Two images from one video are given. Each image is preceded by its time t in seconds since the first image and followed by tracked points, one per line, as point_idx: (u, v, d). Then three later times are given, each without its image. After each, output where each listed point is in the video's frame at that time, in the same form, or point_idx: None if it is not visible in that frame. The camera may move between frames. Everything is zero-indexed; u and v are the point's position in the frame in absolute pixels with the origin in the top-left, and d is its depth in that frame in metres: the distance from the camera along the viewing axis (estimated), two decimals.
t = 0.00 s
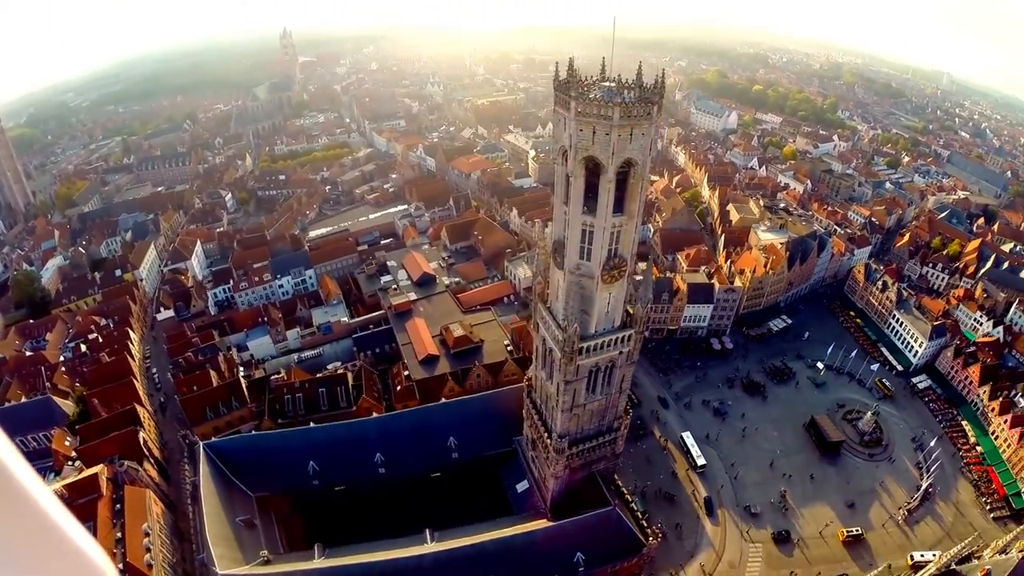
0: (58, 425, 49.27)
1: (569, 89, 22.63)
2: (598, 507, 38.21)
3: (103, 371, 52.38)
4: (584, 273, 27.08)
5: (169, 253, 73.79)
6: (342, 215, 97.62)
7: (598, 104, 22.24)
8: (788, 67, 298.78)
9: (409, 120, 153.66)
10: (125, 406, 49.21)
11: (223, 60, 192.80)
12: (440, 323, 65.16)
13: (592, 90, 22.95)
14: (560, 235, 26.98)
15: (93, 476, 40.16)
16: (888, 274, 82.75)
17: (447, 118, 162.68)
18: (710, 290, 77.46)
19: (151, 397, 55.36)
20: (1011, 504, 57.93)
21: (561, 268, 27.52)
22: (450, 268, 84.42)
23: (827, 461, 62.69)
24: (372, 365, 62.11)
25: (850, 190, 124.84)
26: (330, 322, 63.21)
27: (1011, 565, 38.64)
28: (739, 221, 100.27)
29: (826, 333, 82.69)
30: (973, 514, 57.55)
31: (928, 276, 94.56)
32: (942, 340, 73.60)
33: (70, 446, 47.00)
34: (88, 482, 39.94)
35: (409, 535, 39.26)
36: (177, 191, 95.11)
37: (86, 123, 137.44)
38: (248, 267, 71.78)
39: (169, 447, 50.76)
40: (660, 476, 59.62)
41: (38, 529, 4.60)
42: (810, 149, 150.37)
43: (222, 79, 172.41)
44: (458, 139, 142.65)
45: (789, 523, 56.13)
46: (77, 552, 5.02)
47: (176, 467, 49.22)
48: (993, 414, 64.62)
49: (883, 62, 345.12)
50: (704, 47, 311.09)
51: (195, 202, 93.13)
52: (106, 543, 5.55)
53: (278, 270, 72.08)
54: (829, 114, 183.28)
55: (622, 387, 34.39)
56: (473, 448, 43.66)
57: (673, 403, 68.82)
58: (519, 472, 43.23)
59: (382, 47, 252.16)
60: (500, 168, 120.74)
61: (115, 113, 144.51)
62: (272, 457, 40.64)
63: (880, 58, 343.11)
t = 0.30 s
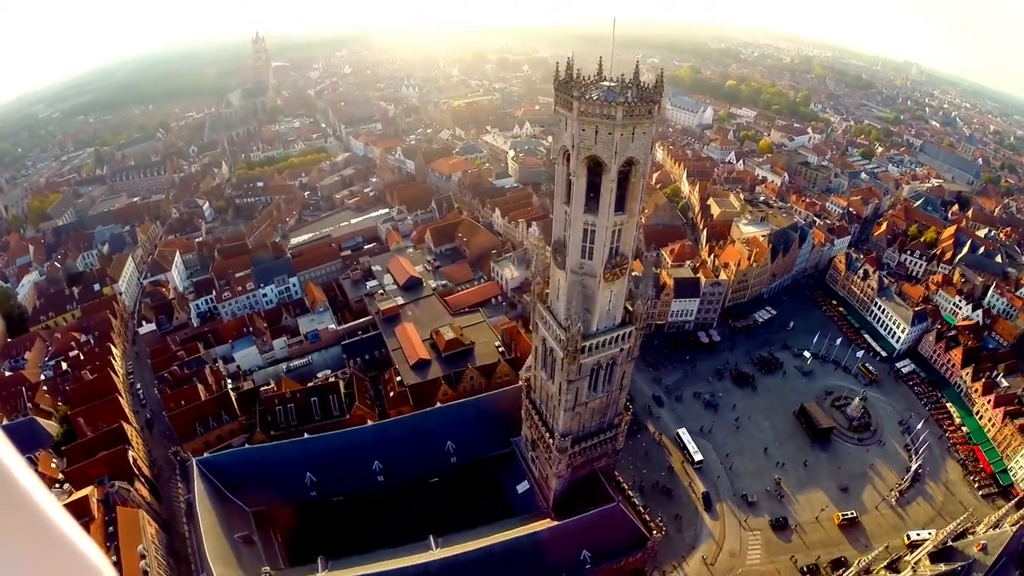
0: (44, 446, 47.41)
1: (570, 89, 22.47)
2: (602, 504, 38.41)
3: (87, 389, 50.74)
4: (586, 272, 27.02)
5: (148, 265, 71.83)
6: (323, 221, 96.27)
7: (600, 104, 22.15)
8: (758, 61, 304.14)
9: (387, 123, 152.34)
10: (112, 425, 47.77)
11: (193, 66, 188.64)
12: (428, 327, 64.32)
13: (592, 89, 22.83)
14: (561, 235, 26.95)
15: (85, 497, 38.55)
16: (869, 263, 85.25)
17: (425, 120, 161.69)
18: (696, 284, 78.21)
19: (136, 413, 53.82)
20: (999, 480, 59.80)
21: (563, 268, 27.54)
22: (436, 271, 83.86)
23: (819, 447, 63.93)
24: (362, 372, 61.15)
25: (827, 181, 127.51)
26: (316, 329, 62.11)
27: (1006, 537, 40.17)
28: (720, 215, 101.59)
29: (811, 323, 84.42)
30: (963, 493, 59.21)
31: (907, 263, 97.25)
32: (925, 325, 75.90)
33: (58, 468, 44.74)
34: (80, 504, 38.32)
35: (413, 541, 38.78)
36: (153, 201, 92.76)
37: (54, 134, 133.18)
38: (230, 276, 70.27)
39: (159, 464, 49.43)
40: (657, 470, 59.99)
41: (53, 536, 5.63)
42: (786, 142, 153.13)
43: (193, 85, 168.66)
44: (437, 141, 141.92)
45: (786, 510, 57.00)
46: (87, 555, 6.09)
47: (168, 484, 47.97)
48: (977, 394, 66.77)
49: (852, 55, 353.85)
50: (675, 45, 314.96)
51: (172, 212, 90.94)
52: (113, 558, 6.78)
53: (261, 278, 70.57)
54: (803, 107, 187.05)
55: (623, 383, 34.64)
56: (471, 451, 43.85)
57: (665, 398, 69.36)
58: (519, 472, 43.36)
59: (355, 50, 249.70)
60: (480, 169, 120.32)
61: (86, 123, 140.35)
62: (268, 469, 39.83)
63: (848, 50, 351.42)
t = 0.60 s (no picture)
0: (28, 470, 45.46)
1: (573, 88, 22.60)
2: (605, 500, 38.90)
3: (70, 409, 49.13)
4: (589, 271, 27.24)
5: (127, 278, 69.93)
6: (304, 228, 94.84)
7: (603, 104, 22.35)
8: (729, 57, 309.08)
9: (363, 127, 150.76)
10: (99, 445, 46.34)
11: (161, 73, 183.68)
12: (418, 331, 63.82)
13: (593, 89, 22.98)
14: (562, 235, 27.10)
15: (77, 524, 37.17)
16: (849, 252, 88.54)
17: (402, 123, 160.63)
18: (682, 278, 79.17)
19: (123, 431, 52.33)
20: (985, 458, 63.14)
21: (565, 267, 27.68)
22: (422, 274, 83.16)
23: (810, 434, 65.86)
24: (352, 378, 60.21)
25: (804, 173, 130.46)
26: (305, 338, 61.15)
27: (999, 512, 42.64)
28: (701, 210, 103.01)
29: (795, 314, 86.50)
30: (952, 472, 62.12)
31: (885, 251, 100.62)
32: (906, 311, 79.76)
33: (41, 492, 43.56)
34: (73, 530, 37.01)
35: (417, 548, 38.45)
36: (129, 212, 90.19)
37: (23, 147, 128.50)
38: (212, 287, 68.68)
39: (148, 481, 48.09)
40: (655, 464, 60.42)
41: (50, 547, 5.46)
42: (761, 136, 155.83)
43: (162, 92, 164.25)
44: (415, 144, 141.14)
45: (782, 497, 58.34)
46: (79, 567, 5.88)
47: (159, 502, 46.73)
48: (960, 376, 70.37)
49: (821, 47, 362.72)
50: (647, 42, 318.11)
51: (149, 222, 88.64)
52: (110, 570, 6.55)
53: (245, 287, 69.25)
54: (776, 100, 190.82)
55: (623, 379, 35.31)
56: (469, 454, 43.56)
57: (657, 392, 69.97)
58: (519, 473, 43.43)
59: (327, 54, 246.58)
60: (460, 171, 120.06)
61: (54, 134, 135.54)
62: (264, 484, 38.97)
63: (817, 44, 360.08)
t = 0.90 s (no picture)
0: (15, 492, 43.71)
1: (578, 89, 22.51)
2: (610, 497, 39.16)
3: (58, 427, 47.61)
4: (594, 269, 27.28)
5: (110, 290, 68.07)
6: (289, 234, 93.42)
7: (608, 104, 22.36)
8: (705, 53, 312.83)
9: (343, 131, 149.13)
10: (90, 463, 44.96)
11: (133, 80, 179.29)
12: (412, 335, 63.36)
13: (598, 89, 22.95)
14: (567, 235, 27.06)
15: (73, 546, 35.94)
16: (833, 244, 90.19)
17: (383, 125, 159.27)
18: (671, 274, 79.71)
19: (112, 447, 50.86)
20: (974, 440, 64.64)
21: (570, 267, 27.63)
22: (411, 277, 82.52)
23: (803, 423, 66.79)
24: (347, 385, 59.34)
25: (784, 167, 132.40)
26: (296, 345, 59.97)
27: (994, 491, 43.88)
28: (686, 206, 103.84)
29: (783, 306, 87.64)
30: (942, 455, 63.48)
31: (867, 241, 103.58)
32: (891, 299, 81.48)
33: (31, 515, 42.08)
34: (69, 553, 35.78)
35: (424, 554, 38.02)
36: (108, 223, 87.90)
37: None
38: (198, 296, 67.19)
39: (142, 499, 46.80)
40: (654, 459, 60.63)
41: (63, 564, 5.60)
42: (741, 131, 157.71)
43: (135, 100, 160.41)
44: (397, 146, 140.08)
45: (779, 486, 59.08)
46: (74, 574, 5.72)
47: (154, 520, 45.52)
48: (946, 361, 72.04)
49: (793, 42, 369.05)
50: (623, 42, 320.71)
51: (129, 233, 86.43)
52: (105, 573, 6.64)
53: (232, 296, 67.90)
54: (753, 95, 193.53)
55: (625, 376, 35.65)
56: (471, 457, 43.31)
57: (652, 388, 70.36)
58: (521, 474, 43.33)
59: (302, 58, 243.40)
60: (444, 172, 119.52)
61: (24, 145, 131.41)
62: (265, 496, 38.24)
63: (790, 39, 366.28)
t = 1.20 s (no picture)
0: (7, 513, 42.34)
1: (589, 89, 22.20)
2: (618, 494, 39.03)
3: (49, 444, 46.27)
4: (602, 269, 27.08)
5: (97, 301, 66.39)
6: (277, 239, 92.11)
7: (619, 104, 22.09)
8: (686, 51, 315.61)
9: (327, 134, 147.54)
10: (85, 480, 43.75)
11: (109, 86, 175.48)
12: (407, 339, 62.75)
13: (608, 89, 22.68)
14: (574, 235, 26.79)
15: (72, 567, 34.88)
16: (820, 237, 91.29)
17: (367, 128, 157.85)
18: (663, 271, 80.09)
19: (106, 463, 49.61)
20: (964, 425, 65.76)
21: (578, 266, 27.40)
22: (404, 280, 81.86)
23: (799, 414, 67.35)
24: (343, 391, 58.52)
25: (767, 162, 133.73)
26: (290, 353, 58.83)
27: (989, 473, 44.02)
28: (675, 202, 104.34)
29: (773, 299, 88.42)
30: (935, 441, 64.37)
31: (853, 234, 105.00)
32: (878, 290, 82.75)
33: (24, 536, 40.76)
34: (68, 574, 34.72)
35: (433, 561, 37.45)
36: (91, 232, 85.88)
37: None
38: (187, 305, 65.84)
39: (139, 515, 45.66)
40: (654, 456, 60.60)
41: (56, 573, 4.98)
42: (724, 127, 158.94)
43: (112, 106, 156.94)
44: (382, 148, 138.92)
45: (778, 476, 59.49)
46: None
47: (152, 536, 44.43)
48: (934, 349, 73.18)
49: (771, 38, 373.82)
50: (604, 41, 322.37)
51: (113, 242, 84.48)
52: None
53: (222, 304, 66.67)
54: (734, 92, 195.42)
55: (631, 374, 35.56)
56: (475, 460, 42.85)
57: (649, 384, 70.47)
58: (526, 475, 42.97)
59: (282, 61, 240.30)
60: (432, 174, 118.79)
61: None
62: (268, 508, 37.44)
63: (767, 35, 370.96)
